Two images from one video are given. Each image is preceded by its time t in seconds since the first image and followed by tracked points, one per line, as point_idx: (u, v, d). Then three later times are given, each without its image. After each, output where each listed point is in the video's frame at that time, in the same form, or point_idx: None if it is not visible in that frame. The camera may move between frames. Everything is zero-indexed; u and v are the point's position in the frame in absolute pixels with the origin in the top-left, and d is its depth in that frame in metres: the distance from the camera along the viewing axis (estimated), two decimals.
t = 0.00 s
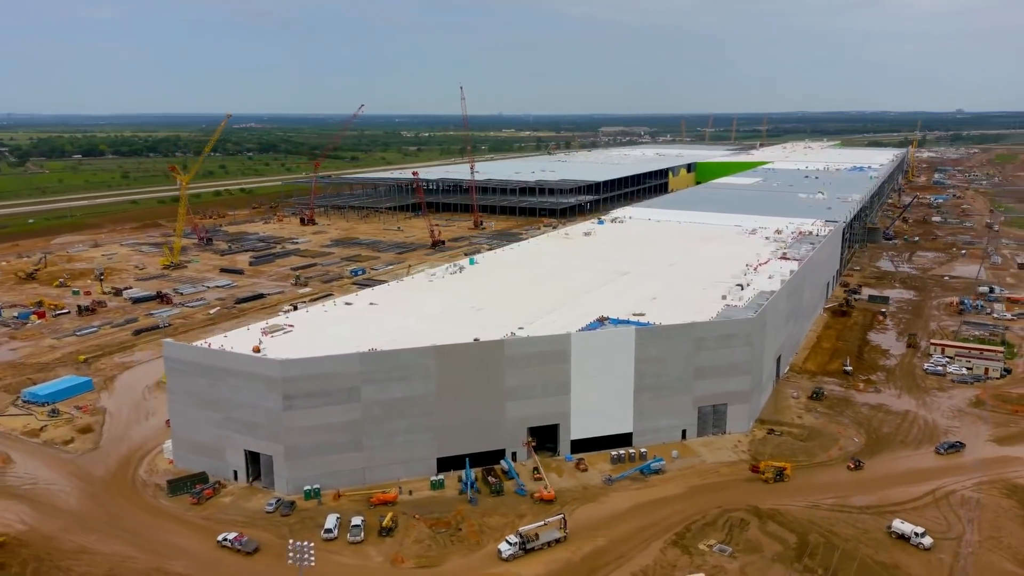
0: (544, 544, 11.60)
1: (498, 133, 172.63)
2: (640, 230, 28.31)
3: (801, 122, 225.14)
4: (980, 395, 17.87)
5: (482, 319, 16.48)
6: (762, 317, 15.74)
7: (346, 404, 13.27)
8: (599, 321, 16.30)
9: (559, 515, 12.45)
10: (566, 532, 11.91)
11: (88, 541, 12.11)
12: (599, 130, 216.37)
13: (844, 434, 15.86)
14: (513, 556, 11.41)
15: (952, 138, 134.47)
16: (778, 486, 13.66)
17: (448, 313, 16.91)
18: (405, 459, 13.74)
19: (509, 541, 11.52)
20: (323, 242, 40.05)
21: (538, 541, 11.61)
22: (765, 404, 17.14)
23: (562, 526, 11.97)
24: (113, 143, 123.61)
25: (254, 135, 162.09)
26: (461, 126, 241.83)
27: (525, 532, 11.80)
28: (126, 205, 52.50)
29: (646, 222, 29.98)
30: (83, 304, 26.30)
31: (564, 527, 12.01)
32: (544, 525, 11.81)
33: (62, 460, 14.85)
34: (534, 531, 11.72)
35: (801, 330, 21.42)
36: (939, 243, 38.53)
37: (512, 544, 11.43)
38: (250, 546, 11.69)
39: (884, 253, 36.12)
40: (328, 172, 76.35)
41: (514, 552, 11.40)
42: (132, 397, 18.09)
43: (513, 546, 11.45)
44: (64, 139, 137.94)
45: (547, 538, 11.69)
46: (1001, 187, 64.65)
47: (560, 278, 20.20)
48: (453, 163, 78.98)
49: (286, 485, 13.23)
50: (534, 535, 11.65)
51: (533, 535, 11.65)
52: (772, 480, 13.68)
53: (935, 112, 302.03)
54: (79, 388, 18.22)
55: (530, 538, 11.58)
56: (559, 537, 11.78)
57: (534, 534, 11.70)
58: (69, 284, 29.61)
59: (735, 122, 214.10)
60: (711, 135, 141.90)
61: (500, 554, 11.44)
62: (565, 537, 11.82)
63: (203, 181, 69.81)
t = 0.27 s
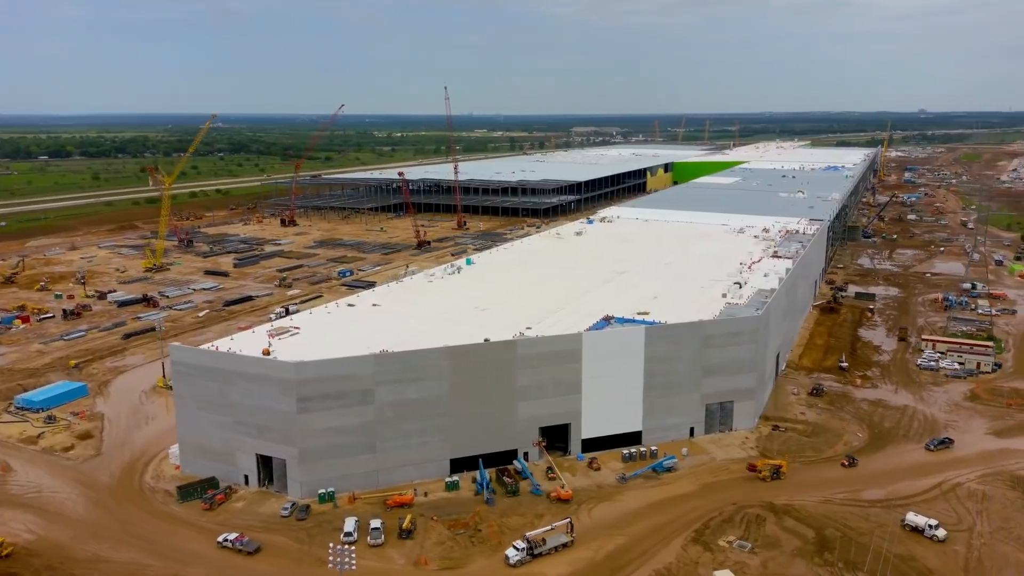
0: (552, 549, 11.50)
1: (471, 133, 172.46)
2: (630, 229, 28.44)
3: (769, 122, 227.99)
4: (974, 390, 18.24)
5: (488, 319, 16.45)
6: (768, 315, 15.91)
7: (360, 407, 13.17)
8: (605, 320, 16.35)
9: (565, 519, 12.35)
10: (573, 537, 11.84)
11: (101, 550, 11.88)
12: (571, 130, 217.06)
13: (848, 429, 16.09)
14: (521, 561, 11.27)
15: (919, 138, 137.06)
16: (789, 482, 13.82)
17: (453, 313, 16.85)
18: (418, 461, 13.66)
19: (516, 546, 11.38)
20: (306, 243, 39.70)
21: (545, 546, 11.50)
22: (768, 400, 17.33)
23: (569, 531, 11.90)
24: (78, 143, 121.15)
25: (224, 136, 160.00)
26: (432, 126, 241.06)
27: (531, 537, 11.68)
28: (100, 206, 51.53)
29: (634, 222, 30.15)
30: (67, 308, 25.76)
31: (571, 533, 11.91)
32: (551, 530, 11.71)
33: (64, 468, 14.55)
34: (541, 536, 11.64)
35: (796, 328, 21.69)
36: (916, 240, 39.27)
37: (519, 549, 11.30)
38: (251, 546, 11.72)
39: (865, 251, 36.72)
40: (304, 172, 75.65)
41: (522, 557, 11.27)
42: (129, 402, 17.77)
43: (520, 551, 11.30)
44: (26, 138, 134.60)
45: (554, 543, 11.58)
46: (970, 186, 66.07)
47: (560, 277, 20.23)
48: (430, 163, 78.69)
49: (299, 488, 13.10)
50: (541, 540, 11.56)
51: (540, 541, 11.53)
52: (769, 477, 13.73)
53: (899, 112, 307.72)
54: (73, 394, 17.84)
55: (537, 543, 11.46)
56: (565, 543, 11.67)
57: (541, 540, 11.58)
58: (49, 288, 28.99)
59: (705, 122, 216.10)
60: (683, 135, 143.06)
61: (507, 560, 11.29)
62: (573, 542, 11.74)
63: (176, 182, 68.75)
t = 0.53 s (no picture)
0: (554, 552, 11.42)
1: (439, 134, 171.91)
2: (615, 228, 28.65)
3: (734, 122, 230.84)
4: (961, 383, 18.72)
5: (490, 318, 16.46)
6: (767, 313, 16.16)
7: (371, 408, 13.10)
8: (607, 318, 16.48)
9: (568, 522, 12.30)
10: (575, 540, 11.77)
11: (112, 558, 11.66)
12: (538, 130, 217.56)
13: (845, 423, 16.42)
14: (524, 566, 11.19)
15: (880, 138, 139.86)
16: (794, 476, 14.07)
17: (454, 314, 16.83)
18: (428, 461, 13.62)
19: (519, 550, 11.30)
20: (284, 245, 39.31)
21: (549, 549, 11.43)
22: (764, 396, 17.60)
23: (571, 534, 11.84)
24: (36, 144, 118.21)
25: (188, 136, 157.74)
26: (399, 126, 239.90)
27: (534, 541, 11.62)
28: (68, 209, 50.42)
29: (618, 221, 30.38)
30: (46, 313, 25.18)
31: (574, 536, 11.85)
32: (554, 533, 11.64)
33: (63, 476, 14.26)
34: (543, 540, 11.56)
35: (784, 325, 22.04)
36: (888, 237, 40.14)
37: (522, 553, 11.22)
38: (249, 546, 11.67)
39: (840, 248, 37.44)
40: (274, 173, 74.80)
41: (526, 561, 11.19)
42: (122, 407, 17.47)
43: (524, 555, 11.23)
44: None
45: (557, 546, 11.52)
46: (934, 184, 67.65)
47: (554, 277, 20.31)
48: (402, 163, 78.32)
49: (310, 491, 12.98)
50: (544, 544, 11.47)
51: (543, 544, 11.46)
52: (761, 475, 13.88)
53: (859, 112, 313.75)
54: (64, 400, 17.47)
55: (540, 547, 11.39)
56: (569, 546, 11.61)
57: (544, 543, 11.51)
58: (25, 292, 28.31)
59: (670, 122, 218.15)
60: (650, 136, 144.21)
61: (511, 564, 11.21)
62: (575, 545, 11.67)
63: (143, 184, 67.51)
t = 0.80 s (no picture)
0: (557, 553, 11.36)
1: (407, 134, 171.14)
2: (600, 227, 28.88)
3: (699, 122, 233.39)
4: (946, 375, 19.28)
5: (492, 317, 16.54)
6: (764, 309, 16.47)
7: (381, 408, 13.10)
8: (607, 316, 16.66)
9: (570, 523, 12.26)
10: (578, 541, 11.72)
11: (125, 563, 11.52)
12: (506, 130, 217.76)
13: (839, 416, 16.81)
14: (527, 566, 11.12)
15: (843, 138, 142.40)
16: (797, 468, 14.38)
17: (455, 313, 16.88)
18: (438, 460, 13.66)
19: (522, 551, 11.24)
20: (263, 246, 38.93)
21: (551, 550, 11.37)
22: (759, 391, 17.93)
23: (574, 535, 11.79)
24: None
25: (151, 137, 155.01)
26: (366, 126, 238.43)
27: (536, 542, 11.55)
28: (34, 211, 49.30)
29: (602, 220, 30.63)
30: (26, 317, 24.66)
31: (576, 537, 11.80)
32: (556, 535, 11.59)
33: (64, 482, 14.04)
34: (545, 541, 11.50)
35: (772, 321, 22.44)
36: (861, 235, 41.00)
37: (525, 554, 11.15)
38: (248, 545, 11.71)
39: (816, 245, 38.15)
40: (245, 173, 73.90)
41: (529, 562, 11.12)
42: (117, 412, 17.22)
43: (527, 556, 11.16)
44: None
45: (559, 547, 11.46)
46: (899, 183, 69.27)
47: (548, 276, 20.45)
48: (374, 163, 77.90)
49: (321, 492, 12.95)
50: (546, 545, 11.41)
51: (545, 545, 11.40)
52: (752, 471, 14.03)
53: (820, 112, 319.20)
54: (56, 405, 17.17)
55: (542, 548, 11.33)
56: (571, 547, 11.56)
57: (546, 544, 11.45)
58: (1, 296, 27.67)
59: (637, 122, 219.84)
60: (618, 136, 145.07)
61: (514, 566, 11.14)
62: (578, 546, 11.62)
63: (110, 185, 66.24)
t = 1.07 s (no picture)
0: (559, 553, 11.39)
1: (378, 134, 170.34)
2: (586, 226, 29.11)
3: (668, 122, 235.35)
4: (932, 368, 19.82)
5: (493, 315, 16.64)
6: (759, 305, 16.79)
7: (392, 407, 13.15)
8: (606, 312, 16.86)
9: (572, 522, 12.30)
10: (580, 541, 11.74)
11: (140, 565, 11.45)
12: (477, 130, 217.71)
13: (833, 409, 17.21)
14: (529, 566, 11.14)
15: (812, 138, 144.51)
16: (797, 460, 14.70)
17: (455, 311, 16.95)
18: (447, 458, 13.74)
19: (523, 550, 11.25)
20: (243, 248, 38.61)
21: (553, 550, 11.39)
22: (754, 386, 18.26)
23: (576, 535, 11.81)
24: None
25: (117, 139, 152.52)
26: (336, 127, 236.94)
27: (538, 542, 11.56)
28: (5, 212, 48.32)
29: (587, 219, 30.88)
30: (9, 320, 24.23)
31: (578, 537, 11.81)
32: (558, 534, 11.61)
33: (67, 486, 13.88)
34: (547, 540, 11.53)
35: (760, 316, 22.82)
36: (837, 233, 41.80)
37: (527, 554, 11.17)
38: (247, 542, 11.80)
39: (794, 243, 38.81)
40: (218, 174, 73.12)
41: (530, 561, 11.14)
42: (113, 415, 17.04)
43: (528, 555, 11.19)
44: None
45: (561, 547, 11.48)
46: (868, 182, 70.59)
47: (542, 275, 20.61)
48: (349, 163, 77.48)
49: (333, 492, 12.96)
50: (548, 544, 11.43)
51: (547, 544, 11.41)
52: (744, 467, 14.15)
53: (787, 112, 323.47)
54: (51, 409, 16.94)
55: (544, 547, 11.34)
56: (573, 547, 11.58)
57: (548, 544, 11.47)
58: None
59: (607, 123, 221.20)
60: (590, 136, 145.66)
61: (515, 565, 11.15)
62: (580, 546, 11.64)
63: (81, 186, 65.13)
